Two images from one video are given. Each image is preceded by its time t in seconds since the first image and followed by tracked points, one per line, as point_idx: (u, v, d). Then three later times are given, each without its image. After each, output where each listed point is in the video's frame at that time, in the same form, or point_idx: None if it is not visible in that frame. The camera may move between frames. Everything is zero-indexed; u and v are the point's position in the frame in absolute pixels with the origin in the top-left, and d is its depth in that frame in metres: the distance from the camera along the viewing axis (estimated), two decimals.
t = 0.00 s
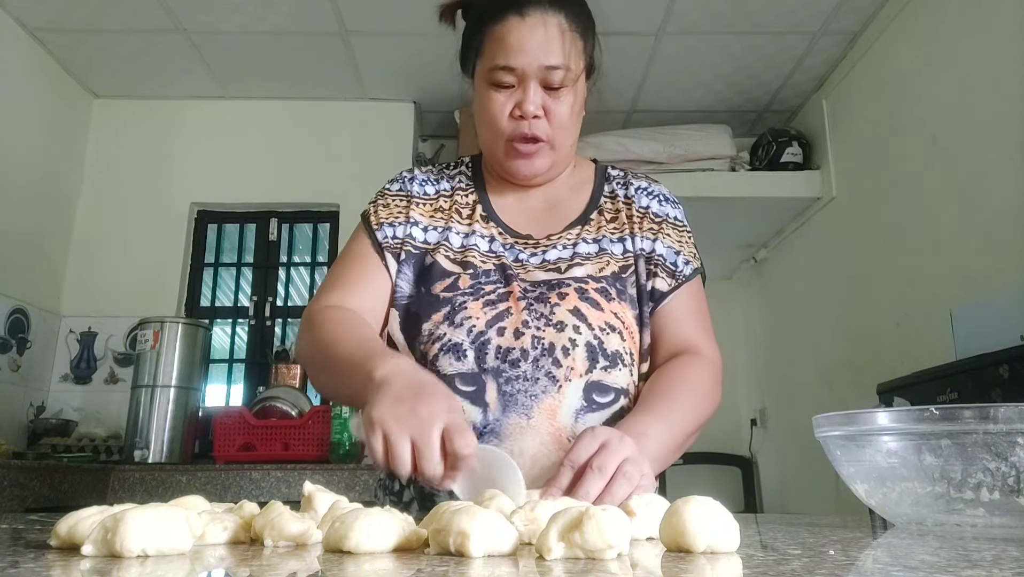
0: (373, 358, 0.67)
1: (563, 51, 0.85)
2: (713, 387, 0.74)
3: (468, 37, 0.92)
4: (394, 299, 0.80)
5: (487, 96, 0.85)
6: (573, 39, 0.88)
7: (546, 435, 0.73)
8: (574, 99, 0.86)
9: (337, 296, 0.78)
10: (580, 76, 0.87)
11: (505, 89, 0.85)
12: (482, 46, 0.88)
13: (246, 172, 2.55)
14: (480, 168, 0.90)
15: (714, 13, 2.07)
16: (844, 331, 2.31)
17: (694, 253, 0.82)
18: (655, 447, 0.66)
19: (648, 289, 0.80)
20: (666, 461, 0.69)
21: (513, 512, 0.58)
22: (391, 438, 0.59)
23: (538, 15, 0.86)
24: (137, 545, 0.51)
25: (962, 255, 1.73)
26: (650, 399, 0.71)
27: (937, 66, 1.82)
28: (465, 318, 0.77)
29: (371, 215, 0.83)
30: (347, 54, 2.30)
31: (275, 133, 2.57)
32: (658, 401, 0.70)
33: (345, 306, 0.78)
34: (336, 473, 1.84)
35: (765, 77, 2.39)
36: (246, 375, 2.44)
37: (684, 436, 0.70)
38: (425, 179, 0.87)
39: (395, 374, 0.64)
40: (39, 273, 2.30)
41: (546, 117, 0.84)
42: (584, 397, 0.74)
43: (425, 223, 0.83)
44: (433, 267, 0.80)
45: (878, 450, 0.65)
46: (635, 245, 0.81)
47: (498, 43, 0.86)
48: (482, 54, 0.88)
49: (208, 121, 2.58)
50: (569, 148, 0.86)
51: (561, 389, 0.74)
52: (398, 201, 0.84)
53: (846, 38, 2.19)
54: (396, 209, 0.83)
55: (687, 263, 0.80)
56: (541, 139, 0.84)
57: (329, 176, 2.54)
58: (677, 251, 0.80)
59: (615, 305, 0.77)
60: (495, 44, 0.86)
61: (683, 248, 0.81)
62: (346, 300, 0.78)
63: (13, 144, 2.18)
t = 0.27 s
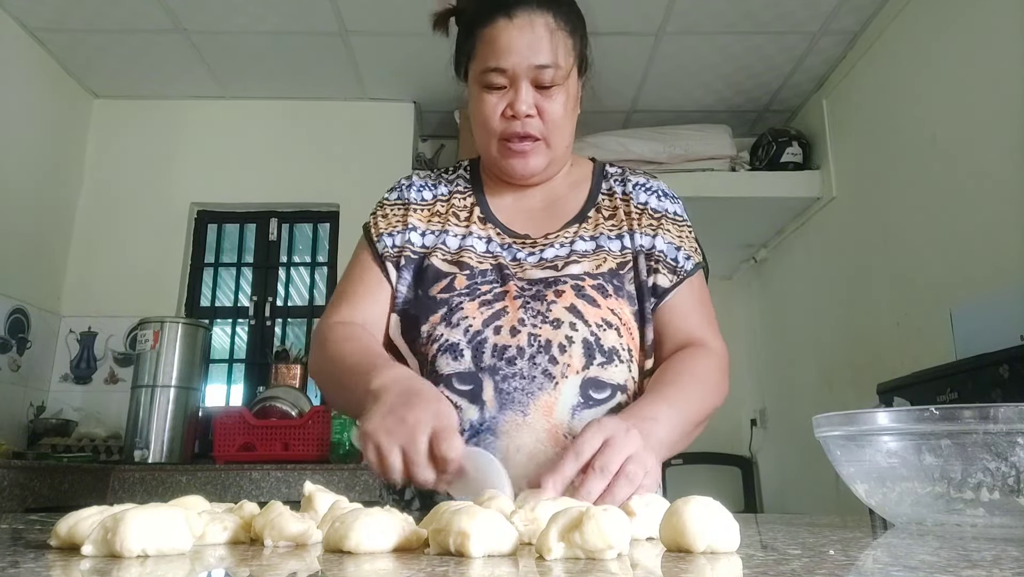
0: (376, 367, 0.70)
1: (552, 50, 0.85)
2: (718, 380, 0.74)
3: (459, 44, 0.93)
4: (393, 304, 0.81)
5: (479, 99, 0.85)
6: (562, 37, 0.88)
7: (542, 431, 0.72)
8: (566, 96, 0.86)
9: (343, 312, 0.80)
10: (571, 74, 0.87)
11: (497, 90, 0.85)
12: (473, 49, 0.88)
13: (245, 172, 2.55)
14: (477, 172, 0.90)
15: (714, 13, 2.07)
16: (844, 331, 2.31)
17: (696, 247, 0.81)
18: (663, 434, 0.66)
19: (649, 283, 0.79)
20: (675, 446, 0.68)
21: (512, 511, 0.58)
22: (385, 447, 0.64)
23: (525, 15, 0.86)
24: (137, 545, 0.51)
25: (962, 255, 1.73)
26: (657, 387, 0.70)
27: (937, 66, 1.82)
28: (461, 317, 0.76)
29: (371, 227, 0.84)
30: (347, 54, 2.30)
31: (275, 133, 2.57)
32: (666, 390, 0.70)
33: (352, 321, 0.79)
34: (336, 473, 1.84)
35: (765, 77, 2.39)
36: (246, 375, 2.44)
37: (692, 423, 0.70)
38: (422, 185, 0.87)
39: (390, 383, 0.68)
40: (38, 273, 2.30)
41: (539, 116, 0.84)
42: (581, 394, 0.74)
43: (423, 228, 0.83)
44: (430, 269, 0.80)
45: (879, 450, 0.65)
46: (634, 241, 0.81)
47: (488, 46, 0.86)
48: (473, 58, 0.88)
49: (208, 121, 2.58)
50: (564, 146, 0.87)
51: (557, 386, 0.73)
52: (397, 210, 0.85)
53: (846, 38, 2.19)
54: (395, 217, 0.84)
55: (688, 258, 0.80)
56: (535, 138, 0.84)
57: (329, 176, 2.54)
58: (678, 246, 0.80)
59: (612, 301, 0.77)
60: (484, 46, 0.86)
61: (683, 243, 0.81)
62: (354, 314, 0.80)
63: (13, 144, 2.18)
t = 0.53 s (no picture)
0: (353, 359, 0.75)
1: (546, 48, 0.85)
2: (715, 354, 0.68)
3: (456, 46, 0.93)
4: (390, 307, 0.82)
5: (476, 99, 0.86)
6: (558, 34, 0.87)
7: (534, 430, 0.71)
8: (562, 94, 0.85)
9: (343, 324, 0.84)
10: (566, 71, 0.87)
11: (493, 90, 0.86)
12: (468, 52, 0.89)
13: (245, 172, 2.55)
14: (478, 175, 0.90)
15: (714, 13, 2.07)
16: (844, 331, 2.31)
17: (689, 233, 0.78)
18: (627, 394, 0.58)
19: (637, 273, 0.77)
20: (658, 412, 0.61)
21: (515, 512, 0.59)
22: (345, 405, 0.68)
23: (517, 13, 0.86)
24: (138, 545, 0.51)
25: (962, 255, 1.73)
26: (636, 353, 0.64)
27: (937, 66, 1.82)
28: (451, 318, 0.76)
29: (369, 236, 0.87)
30: (347, 54, 2.30)
31: (274, 133, 2.57)
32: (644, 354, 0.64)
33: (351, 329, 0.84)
34: (336, 473, 1.84)
35: (765, 77, 2.39)
36: (246, 375, 2.44)
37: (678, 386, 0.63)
38: (420, 189, 0.88)
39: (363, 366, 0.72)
40: (38, 274, 2.30)
41: (535, 114, 0.84)
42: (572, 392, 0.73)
43: (417, 233, 0.84)
44: (423, 271, 0.80)
45: (879, 451, 0.65)
46: (625, 235, 0.78)
47: (482, 47, 0.86)
48: (468, 60, 0.89)
49: (208, 121, 2.58)
50: (562, 144, 0.86)
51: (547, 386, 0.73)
52: (391, 217, 0.88)
53: (846, 38, 2.19)
54: (389, 226, 0.87)
55: (681, 244, 0.77)
56: (531, 137, 0.84)
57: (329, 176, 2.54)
58: (667, 232, 0.77)
59: (600, 298, 0.75)
60: (479, 47, 0.87)
61: (677, 231, 0.78)
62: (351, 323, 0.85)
63: (13, 144, 2.18)
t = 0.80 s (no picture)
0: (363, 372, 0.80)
1: (530, 42, 0.85)
2: (710, 344, 0.65)
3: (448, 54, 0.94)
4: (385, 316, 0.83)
5: (464, 95, 0.87)
6: (545, 30, 0.87)
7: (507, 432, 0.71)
8: (548, 88, 0.85)
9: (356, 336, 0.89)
10: (553, 66, 0.86)
11: (480, 86, 0.86)
12: (458, 53, 0.90)
13: (245, 172, 2.55)
14: (471, 180, 0.90)
15: (714, 13, 2.07)
16: (844, 330, 2.31)
17: (682, 223, 0.75)
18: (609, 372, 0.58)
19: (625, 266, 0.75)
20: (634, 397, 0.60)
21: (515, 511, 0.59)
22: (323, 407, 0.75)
23: (502, 10, 0.86)
24: (138, 545, 0.51)
25: (963, 255, 1.73)
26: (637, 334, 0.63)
27: (937, 66, 1.82)
28: (431, 322, 0.77)
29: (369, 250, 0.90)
30: (347, 54, 2.30)
31: (275, 133, 2.57)
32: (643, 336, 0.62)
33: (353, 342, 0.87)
34: (336, 473, 1.84)
35: (765, 77, 2.39)
36: (246, 375, 2.44)
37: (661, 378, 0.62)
38: (415, 200, 0.90)
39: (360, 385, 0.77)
40: (39, 273, 2.30)
41: (520, 108, 0.84)
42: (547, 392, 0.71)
43: (406, 241, 0.85)
44: (410, 278, 0.82)
45: (879, 450, 0.65)
46: (607, 230, 0.76)
47: (469, 45, 0.87)
48: (458, 61, 0.90)
49: (208, 121, 2.58)
50: (549, 139, 0.85)
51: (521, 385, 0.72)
52: (387, 229, 0.89)
53: (846, 38, 2.19)
54: (385, 239, 0.89)
55: (669, 232, 0.73)
56: (516, 130, 0.84)
57: (329, 175, 2.54)
58: (656, 222, 0.74)
59: (576, 295, 0.74)
60: (466, 45, 0.88)
61: (665, 219, 0.74)
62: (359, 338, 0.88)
63: (13, 144, 2.18)
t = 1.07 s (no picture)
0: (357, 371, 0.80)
1: (521, 38, 0.85)
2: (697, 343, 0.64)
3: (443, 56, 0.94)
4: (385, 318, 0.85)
5: (458, 96, 0.87)
6: (535, 25, 0.87)
7: (492, 435, 0.72)
8: (541, 84, 0.85)
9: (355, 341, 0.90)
10: (545, 61, 0.86)
11: (472, 86, 0.86)
12: (450, 54, 0.90)
13: (245, 172, 2.55)
14: (470, 181, 0.91)
15: (714, 13, 2.07)
16: (844, 331, 2.31)
17: (674, 220, 0.73)
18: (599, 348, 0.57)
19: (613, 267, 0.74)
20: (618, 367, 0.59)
21: (516, 511, 0.59)
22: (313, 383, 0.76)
23: (492, 9, 0.86)
24: (138, 545, 0.51)
25: (963, 255, 1.73)
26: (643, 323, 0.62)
27: (937, 66, 1.82)
28: (421, 325, 0.78)
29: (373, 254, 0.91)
30: (347, 54, 2.30)
31: (275, 133, 2.57)
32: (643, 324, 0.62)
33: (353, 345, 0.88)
34: (336, 473, 1.84)
35: (765, 76, 2.39)
36: (246, 375, 2.44)
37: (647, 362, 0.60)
38: (413, 203, 0.91)
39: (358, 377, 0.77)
40: (39, 274, 2.30)
41: (512, 105, 0.84)
42: (530, 394, 0.71)
43: (403, 244, 0.86)
44: (404, 281, 0.83)
45: (879, 450, 0.65)
46: (596, 229, 0.75)
47: (460, 45, 0.87)
48: (450, 61, 0.90)
49: (208, 121, 2.58)
50: (543, 135, 0.85)
51: (505, 388, 0.72)
52: (387, 233, 0.90)
53: (846, 38, 2.19)
54: (384, 244, 0.90)
55: (660, 231, 0.72)
56: (509, 128, 0.84)
57: (329, 176, 2.54)
58: (647, 220, 0.73)
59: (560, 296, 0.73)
60: (458, 46, 0.88)
61: (656, 217, 0.73)
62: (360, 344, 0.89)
63: (13, 144, 2.18)
